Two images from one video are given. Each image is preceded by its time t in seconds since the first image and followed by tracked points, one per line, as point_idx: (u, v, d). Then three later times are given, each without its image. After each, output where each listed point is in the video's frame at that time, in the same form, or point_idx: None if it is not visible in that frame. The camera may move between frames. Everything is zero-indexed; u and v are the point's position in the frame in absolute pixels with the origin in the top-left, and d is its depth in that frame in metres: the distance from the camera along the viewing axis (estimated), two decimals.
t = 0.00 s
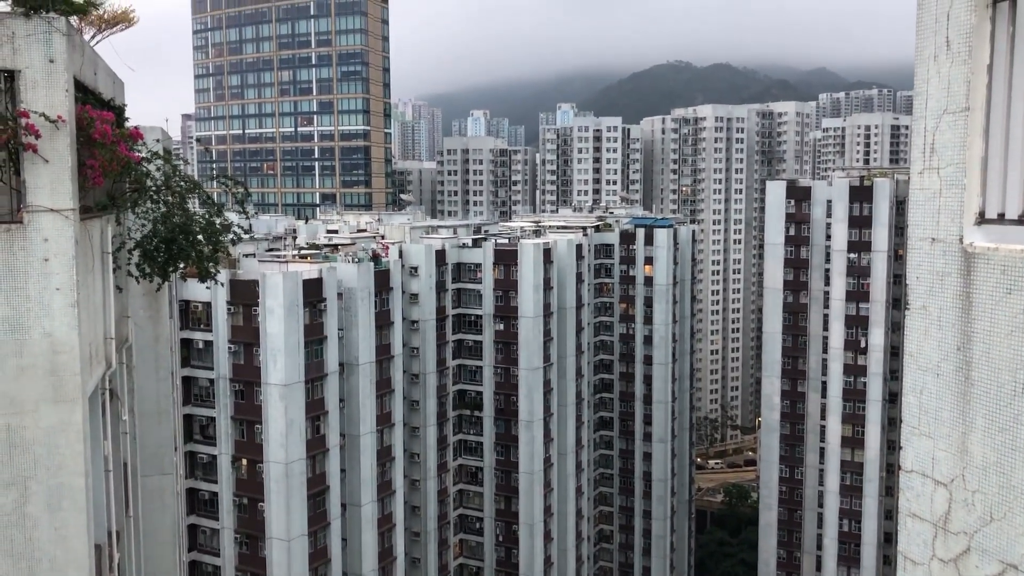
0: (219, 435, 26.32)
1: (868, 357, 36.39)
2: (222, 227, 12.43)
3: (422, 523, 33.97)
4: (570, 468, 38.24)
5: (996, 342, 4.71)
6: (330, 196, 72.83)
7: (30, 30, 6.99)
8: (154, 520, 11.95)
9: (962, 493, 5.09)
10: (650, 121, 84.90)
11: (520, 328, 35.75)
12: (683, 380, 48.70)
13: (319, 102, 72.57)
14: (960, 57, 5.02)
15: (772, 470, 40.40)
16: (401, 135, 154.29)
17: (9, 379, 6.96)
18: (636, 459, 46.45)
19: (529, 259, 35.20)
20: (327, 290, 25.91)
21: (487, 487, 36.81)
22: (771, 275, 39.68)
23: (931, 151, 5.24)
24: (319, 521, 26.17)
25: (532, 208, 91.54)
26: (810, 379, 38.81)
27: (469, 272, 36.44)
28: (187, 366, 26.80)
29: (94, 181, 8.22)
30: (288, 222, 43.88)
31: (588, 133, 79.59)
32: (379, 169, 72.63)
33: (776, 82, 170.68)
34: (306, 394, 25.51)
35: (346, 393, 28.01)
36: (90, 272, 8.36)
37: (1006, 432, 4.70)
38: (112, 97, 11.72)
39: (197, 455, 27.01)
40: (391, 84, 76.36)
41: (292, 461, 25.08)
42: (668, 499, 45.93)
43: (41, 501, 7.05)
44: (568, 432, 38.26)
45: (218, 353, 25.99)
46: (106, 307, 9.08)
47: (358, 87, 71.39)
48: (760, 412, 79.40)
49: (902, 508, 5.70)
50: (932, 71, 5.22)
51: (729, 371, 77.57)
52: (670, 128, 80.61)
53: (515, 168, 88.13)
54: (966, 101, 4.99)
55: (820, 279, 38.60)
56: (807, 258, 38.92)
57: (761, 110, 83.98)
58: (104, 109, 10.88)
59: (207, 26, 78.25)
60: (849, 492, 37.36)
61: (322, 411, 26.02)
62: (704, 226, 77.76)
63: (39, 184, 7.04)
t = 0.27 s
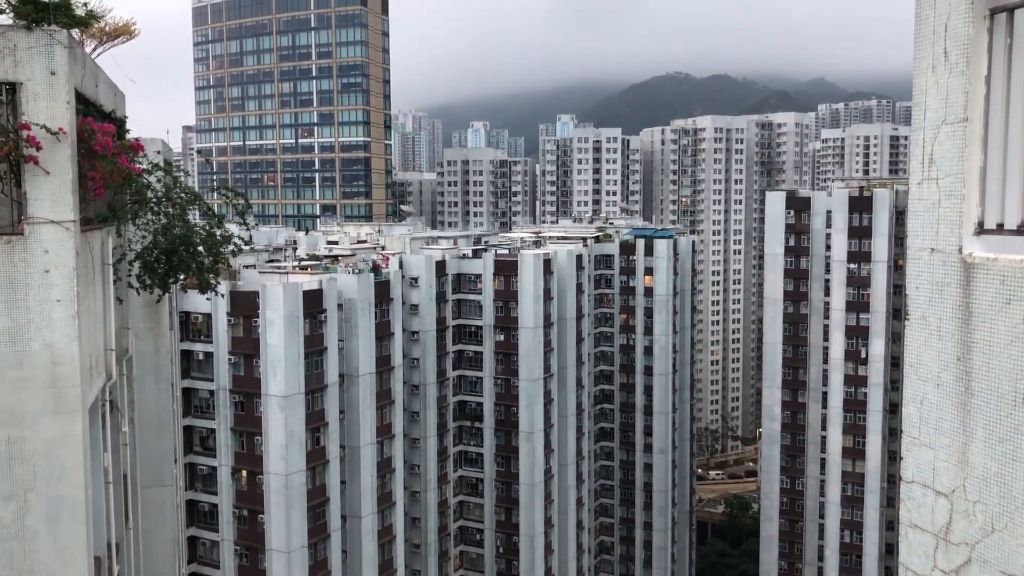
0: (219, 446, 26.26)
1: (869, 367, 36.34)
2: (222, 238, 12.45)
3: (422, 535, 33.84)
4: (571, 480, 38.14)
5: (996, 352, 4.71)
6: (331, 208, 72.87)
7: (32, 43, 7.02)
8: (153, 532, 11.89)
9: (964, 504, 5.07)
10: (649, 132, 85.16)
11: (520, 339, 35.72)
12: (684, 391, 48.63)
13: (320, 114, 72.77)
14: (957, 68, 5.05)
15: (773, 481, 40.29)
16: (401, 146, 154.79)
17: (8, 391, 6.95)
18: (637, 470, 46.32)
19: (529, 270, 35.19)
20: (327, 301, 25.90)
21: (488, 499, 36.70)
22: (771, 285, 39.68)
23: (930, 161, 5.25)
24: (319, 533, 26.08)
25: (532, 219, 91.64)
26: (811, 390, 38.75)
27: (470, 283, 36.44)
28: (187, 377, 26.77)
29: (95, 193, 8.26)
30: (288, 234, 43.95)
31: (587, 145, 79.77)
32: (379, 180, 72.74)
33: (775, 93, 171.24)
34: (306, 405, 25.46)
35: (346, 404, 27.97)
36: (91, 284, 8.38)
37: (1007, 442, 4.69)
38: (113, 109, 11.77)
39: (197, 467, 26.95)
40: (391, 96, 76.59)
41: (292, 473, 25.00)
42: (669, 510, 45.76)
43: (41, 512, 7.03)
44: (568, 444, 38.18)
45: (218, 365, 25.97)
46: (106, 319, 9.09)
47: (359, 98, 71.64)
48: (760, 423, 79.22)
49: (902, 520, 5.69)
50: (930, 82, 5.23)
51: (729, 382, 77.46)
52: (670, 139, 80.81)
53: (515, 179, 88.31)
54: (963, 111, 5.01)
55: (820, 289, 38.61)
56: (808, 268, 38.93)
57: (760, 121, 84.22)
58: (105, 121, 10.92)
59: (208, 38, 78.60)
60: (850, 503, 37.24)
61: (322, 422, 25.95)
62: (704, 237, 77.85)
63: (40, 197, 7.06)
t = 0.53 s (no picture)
0: (212, 461, 26.10)
1: (862, 380, 36.40)
2: (216, 252, 12.43)
3: (415, 550, 33.63)
4: (565, 494, 38.04)
5: (987, 364, 4.73)
6: (324, 222, 72.87)
7: (25, 57, 7.03)
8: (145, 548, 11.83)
9: (957, 517, 5.08)
10: (642, 146, 85.57)
11: (514, 352, 35.68)
12: (678, 404, 48.61)
13: (313, 128, 72.90)
14: (947, 82, 5.09)
15: (767, 494, 40.25)
16: (394, 160, 155.04)
17: None
18: (631, 484, 46.22)
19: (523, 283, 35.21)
20: (320, 314, 25.85)
21: (481, 513, 36.55)
22: (764, 298, 39.79)
23: (921, 175, 5.29)
24: (312, 548, 25.89)
25: (526, 232, 91.80)
26: (804, 403, 38.82)
27: (463, 296, 36.41)
28: (179, 392, 26.63)
29: (87, 208, 8.26)
30: (282, 247, 43.92)
31: (580, 158, 80.04)
32: (372, 194, 72.78)
33: (766, 107, 172.38)
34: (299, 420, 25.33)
35: (339, 418, 27.86)
36: (83, 299, 8.34)
37: (999, 455, 4.71)
38: (106, 123, 11.78)
39: (190, 482, 26.77)
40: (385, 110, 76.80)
41: (285, 488, 24.84)
42: (664, 524, 45.60)
43: (31, 530, 6.99)
44: (562, 457, 38.09)
45: (210, 379, 25.85)
46: (99, 334, 9.07)
47: (352, 112, 71.79)
48: (754, 437, 79.12)
49: (896, 532, 5.70)
50: (920, 96, 5.27)
51: (723, 395, 77.54)
52: (662, 152, 81.19)
53: (509, 192, 88.51)
54: (953, 125, 5.05)
55: (813, 302, 38.75)
56: (800, 281, 39.05)
57: (752, 135, 84.68)
58: (98, 135, 10.89)
59: (202, 52, 78.73)
60: (844, 516, 37.20)
61: (315, 437, 25.82)
62: (697, 250, 78.10)
63: (32, 211, 7.03)
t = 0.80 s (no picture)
0: (196, 478, 25.83)
1: (848, 397, 36.57)
2: (201, 268, 12.38)
3: (401, 568, 33.35)
4: (553, 510, 37.91)
5: (970, 382, 4.78)
6: (311, 237, 72.68)
7: (10, 73, 7.01)
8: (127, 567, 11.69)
9: (942, 533, 5.10)
10: (629, 163, 86.07)
11: (501, 368, 35.63)
12: (665, 420, 48.65)
13: (301, 144, 72.92)
14: (929, 100, 5.16)
15: (754, 510, 40.27)
16: (382, 176, 155.45)
17: None
18: (619, 500, 46.12)
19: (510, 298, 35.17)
20: (306, 330, 25.75)
21: (469, 531, 36.33)
22: (750, 314, 39.98)
23: (905, 192, 5.35)
24: (298, 566, 25.63)
25: (513, 248, 91.93)
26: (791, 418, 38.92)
27: (450, 311, 36.36)
28: (164, 409, 26.38)
29: (73, 223, 8.21)
30: (268, 263, 43.79)
31: (568, 175, 80.32)
32: (360, 210, 72.71)
33: (752, 124, 173.88)
34: (285, 437, 25.11)
35: (325, 435, 27.69)
36: (67, 313, 8.27)
37: (983, 470, 4.74)
38: (92, 139, 11.77)
39: (174, 499, 26.44)
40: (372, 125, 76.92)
41: (271, 505, 24.61)
42: (651, 541, 45.45)
43: (13, 547, 6.94)
44: (550, 474, 37.99)
45: (195, 396, 25.64)
46: (83, 351, 9.00)
47: (340, 128, 71.87)
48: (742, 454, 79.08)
49: (881, 548, 5.72)
50: (902, 114, 5.35)
51: (710, 411, 77.71)
52: (649, 169, 81.70)
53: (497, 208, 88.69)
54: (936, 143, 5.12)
55: (799, 317, 38.97)
56: (786, 296, 39.28)
57: (738, 152, 85.33)
58: (83, 150, 10.84)
59: (189, 68, 78.72)
60: (831, 532, 37.25)
61: (301, 453, 25.62)
62: (684, 266, 78.47)
63: (15, 226, 6.98)
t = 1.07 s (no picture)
0: (180, 496, 25.55)
1: (834, 413, 36.71)
2: (186, 285, 12.29)
3: None
4: (539, 528, 37.71)
5: (954, 399, 4.82)
6: (297, 253, 72.37)
7: None
8: None
9: (927, 550, 5.12)
10: (615, 180, 86.53)
11: (488, 385, 35.53)
12: (652, 437, 48.63)
13: (287, 160, 72.84)
14: (912, 119, 5.23)
15: (741, 527, 40.26)
16: (369, 193, 155.34)
17: None
18: (605, 518, 45.91)
19: (497, 315, 34.94)
20: (292, 347, 25.60)
21: (454, 549, 36.05)
22: (736, 331, 40.15)
23: (888, 211, 5.42)
24: None
25: (500, 265, 91.98)
26: (777, 435, 39.00)
27: (437, 328, 36.24)
28: (148, 426, 26.13)
29: (57, 239, 8.15)
30: (254, 279, 43.58)
31: (554, 192, 80.54)
32: (346, 226, 72.53)
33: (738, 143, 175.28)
34: (270, 455, 24.88)
35: (310, 453, 27.50)
36: (51, 331, 8.22)
37: (967, 487, 4.78)
38: (77, 154, 11.71)
39: (157, 518, 26.16)
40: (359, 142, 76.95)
41: (255, 523, 24.35)
42: (638, 559, 45.28)
43: None
44: (537, 491, 37.81)
45: (180, 413, 25.40)
46: (67, 367, 8.92)
47: (327, 144, 71.86)
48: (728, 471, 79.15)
49: (868, 565, 5.73)
50: (886, 134, 5.42)
51: (696, 428, 77.78)
52: (636, 186, 82.15)
53: (483, 225, 88.82)
54: (919, 162, 5.19)
55: (784, 334, 39.16)
56: (772, 314, 39.49)
57: (724, 170, 85.96)
58: (68, 166, 10.79)
59: (176, 84, 78.65)
60: (818, 549, 37.26)
61: (286, 472, 25.39)
62: (670, 283, 78.81)
63: None
